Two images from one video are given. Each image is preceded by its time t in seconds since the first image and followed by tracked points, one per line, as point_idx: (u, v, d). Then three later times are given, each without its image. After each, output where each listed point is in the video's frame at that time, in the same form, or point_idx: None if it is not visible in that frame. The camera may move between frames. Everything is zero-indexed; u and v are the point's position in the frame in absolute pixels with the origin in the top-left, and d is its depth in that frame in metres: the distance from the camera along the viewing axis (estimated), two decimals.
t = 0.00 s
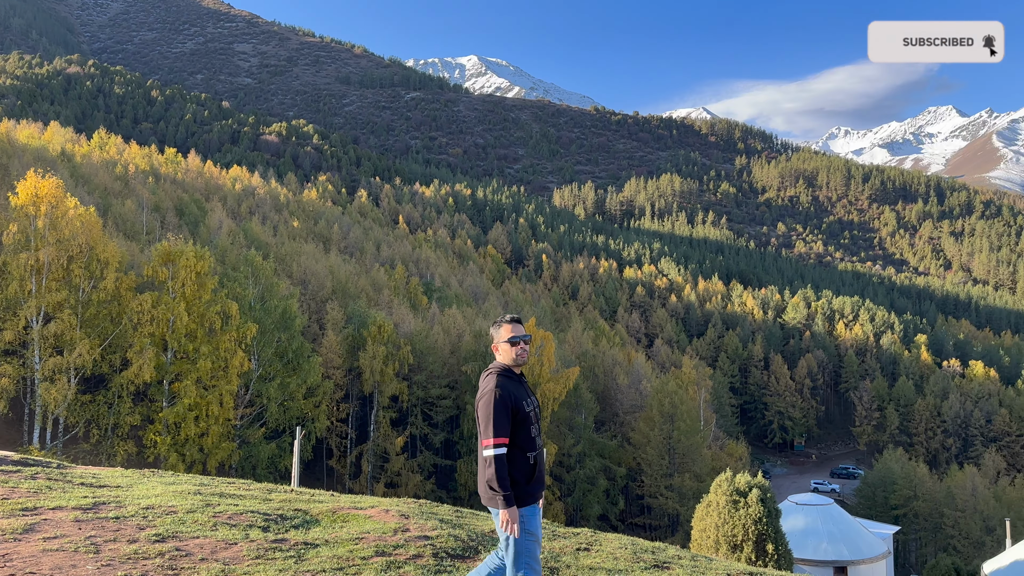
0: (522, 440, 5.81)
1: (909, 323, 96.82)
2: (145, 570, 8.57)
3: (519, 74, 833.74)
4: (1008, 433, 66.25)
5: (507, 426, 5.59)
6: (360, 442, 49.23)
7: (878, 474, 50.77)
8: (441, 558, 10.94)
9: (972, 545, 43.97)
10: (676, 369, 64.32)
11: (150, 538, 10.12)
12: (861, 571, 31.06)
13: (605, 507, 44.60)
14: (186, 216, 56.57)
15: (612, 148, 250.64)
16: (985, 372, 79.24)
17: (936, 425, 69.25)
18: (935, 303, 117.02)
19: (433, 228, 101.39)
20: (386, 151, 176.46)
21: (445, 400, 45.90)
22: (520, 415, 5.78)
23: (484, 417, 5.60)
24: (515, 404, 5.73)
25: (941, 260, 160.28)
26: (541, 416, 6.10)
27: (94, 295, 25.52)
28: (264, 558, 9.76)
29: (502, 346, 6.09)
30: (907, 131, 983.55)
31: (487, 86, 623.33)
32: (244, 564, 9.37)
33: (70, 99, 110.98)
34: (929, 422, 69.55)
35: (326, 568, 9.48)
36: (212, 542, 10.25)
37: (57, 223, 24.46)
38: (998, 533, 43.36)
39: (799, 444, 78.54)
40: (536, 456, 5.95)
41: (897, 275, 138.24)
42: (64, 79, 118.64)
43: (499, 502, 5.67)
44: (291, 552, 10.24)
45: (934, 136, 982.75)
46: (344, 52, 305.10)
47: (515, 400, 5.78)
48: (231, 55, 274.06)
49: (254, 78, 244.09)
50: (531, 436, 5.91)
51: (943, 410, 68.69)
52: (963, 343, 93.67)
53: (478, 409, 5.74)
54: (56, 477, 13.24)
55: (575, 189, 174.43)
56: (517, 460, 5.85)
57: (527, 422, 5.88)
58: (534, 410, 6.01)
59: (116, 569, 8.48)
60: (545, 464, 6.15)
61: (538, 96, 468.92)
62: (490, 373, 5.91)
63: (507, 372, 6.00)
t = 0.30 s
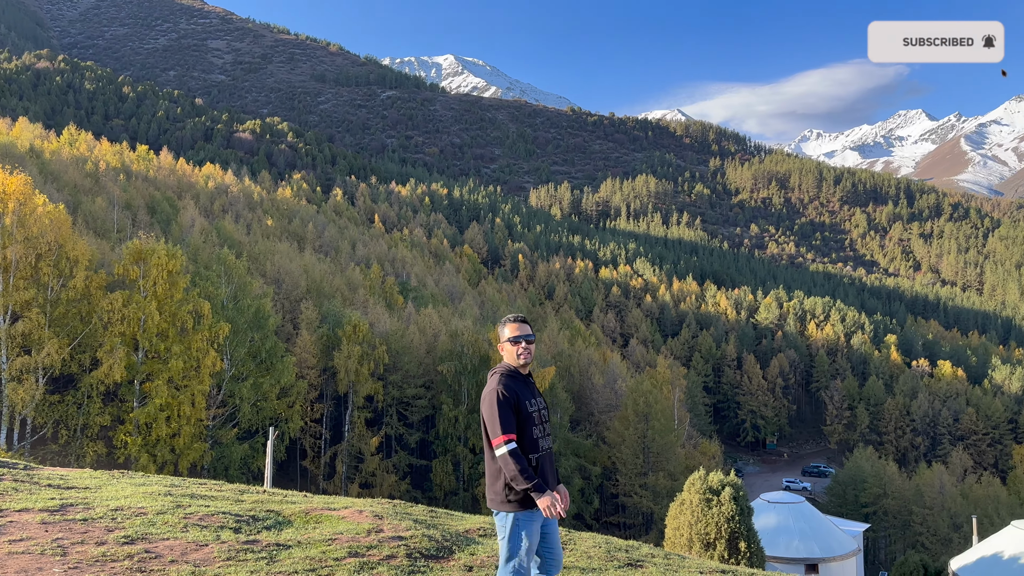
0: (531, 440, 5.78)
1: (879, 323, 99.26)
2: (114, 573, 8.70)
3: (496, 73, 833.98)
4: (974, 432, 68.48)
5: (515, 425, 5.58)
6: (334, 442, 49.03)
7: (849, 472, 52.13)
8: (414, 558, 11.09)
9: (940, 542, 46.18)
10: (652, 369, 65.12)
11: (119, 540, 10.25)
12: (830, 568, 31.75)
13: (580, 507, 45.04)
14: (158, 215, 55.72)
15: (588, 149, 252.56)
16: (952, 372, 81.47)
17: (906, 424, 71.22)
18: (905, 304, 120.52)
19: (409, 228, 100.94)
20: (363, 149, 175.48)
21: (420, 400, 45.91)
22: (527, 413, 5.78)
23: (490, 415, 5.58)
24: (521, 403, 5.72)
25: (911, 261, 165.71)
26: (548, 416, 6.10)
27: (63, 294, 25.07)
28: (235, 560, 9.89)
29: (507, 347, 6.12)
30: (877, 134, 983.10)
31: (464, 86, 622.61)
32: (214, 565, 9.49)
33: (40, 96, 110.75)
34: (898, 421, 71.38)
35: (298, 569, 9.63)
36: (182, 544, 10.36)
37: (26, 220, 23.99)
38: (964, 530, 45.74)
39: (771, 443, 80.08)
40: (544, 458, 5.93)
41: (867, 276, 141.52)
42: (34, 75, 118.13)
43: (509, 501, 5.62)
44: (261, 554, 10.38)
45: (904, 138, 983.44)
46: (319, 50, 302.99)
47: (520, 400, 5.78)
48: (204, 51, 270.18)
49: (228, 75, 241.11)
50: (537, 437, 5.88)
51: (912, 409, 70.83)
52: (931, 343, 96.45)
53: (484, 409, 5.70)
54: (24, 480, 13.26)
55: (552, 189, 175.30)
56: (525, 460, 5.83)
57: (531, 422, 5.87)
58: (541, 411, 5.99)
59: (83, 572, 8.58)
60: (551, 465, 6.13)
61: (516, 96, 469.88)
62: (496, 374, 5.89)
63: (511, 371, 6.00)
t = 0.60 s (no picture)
0: (536, 448, 5.90)
1: (854, 323, 101.32)
2: None
3: (475, 72, 833.42)
4: (947, 430, 70.93)
5: (518, 430, 5.76)
6: (311, 444, 48.80)
7: (824, 470, 53.34)
8: (390, 560, 11.21)
9: (912, 539, 47.24)
10: (630, 368, 65.84)
11: (90, 543, 10.25)
12: (806, 566, 32.40)
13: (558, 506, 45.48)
14: (131, 214, 54.84)
15: (567, 148, 253.82)
16: (925, 371, 83.49)
17: (880, 422, 73.22)
18: (879, 303, 123.24)
19: (387, 227, 100.40)
20: (339, 147, 174.35)
21: (398, 401, 45.90)
22: (536, 420, 5.92)
23: (497, 418, 5.78)
24: (529, 410, 5.86)
25: (884, 261, 169.18)
26: (560, 424, 6.22)
27: (34, 294, 24.64)
28: (209, 563, 9.95)
29: (525, 351, 6.30)
30: (852, 136, 983.07)
31: (442, 85, 620.86)
32: (187, 568, 9.55)
33: (9, 93, 110.01)
34: (872, 420, 73.49)
35: (274, 572, 9.72)
36: (155, 547, 10.39)
37: None
38: (936, 527, 47.12)
39: (746, 441, 81.47)
40: (550, 467, 6.05)
41: (841, 276, 144.32)
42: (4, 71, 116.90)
43: (508, 507, 5.77)
44: (236, 556, 10.46)
45: (878, 140, 982.70)
46: (295, 48, 300.54)
47: (532, 405, 5.92)
48: (179, 49, 266.58)
49: (202, 73, 238.31)
50: (546, 445, 6.00)
51: (886, 408, 72.81)
52: (904, 343, 98.73)
53: (495, 411, 5.91)
54: None
55: (531, 189, 175.81)
56: (529, 468, 5.96)
57: (542, 428, 5.99)
58: (552, 418, 6.11)
59: None
60: (562, 474, 6.22)
61: (495, 96, 470.02)
62: (512, 377, 6.10)
63: (528, 377, 6.18)
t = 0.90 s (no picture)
0: (568, 447, 6.16)
1: (833, 323, 102.98)
2: None
3: (456, 73, 832.74)
4: (925, 429, 72.64)
5: (549, 429, 6.02)
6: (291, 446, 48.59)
7: (804, 470, 54.28)
8: (371, 563, 11.33)
9: (891, 537, 48.28)
10: (612, 368, 66.38)
11: (68, 549, 10.22)
12: (786, 564, 33.06)
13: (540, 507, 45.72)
14: (109, 214, 54.08)
15: (549, 149, 254.74)
16: (903, 370, 85.07)
17: (858, 421, 74.64)
18: (857, 303, 125.50)
19: (368, 228, 99.99)
20: (320, 148, 173.32)
21: (380, 402, 45.85)
22: (569, 420, 6.18)
23: (529, 419, 6.08)
24: (562, 410, 6.12)
25: (862, 262, 172.24)
26: (592, 425, 6.45)
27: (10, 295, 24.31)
28: (188, 568, 9.99)
29: (559, 352, 6.55)
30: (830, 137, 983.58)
31: (424, 85, 619.58)
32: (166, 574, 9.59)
33: None
34: (851, 419, 74.81)
35: None
36: (134, 553, 10.40)
37: None
38: (915, 524, 48.31)
39: (728, 440, 82.52)
40: (583, 466, 6.28)
41: (820, 276, 146.72)
42: None
43: (539, 504, 6.04)
44: (216, 561, 10.52)
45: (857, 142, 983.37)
46: (276, 48, 298.42)
47: (564, 405, 6.17)
48: (158, 48, 263.39)
49: (181, 72, 235.67)
50: (577, 445, 6.25)
51: (864, 407, 74.31)
52: (882, 342, 100.61)
53: (528, 409, 6.21)
54: None
55: (514, 190, 176.26)
56: (561, 466, 6.21)
57: (575, 428, 6.25)
58: (585, 418, 6.36)
59: None
60: (594, 473, 6.45)
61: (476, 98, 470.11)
62: (545, 378, 6.38)
63: (563, 377, 6.43)
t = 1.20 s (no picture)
0: (588, 445, 6.26)
1: (815, 323, 104.44)
2: None
3: (440, 74, 831.99)
4: (906, 428, 74.08)
5: (570, 428, 6.08)
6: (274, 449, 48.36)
7: (786, 470, 55.25)
8: (356, 564, 11.48)
9: (873, 536, 49.25)
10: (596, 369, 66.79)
11: (50, 551, 10.26)
12: (769, 564, 33.81)
13: (524, 508, 45.95)
14: (89, 215, 53.45)
15: (533, 151, 255.49)
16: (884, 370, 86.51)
17: (840, 421, 75.93)
18: (838, 304, 127.63)
19: (352, 229, 99.59)
20: (303, 148, 172.51)
21: (364, 404, 45.78)
22: (589, 418, 6.27)
23: (548, 417, 6.12)
24: (580, 407, 6.19)
25: (844, 263, 174.82)
26: (610, 421, 6.55)
27: None
28: (172, 570, 10.08)
29: (575, 350, 6.60)
30: (812, 140, 983.04)
31: (408, 86, 618.39)
32: None
33: None
34: (833, 419, 76.07)
35: None
36: (118, 555, 10.46)
37: None
38: (896, 523, 49.34)
39: (711, 440, 83.43)
40: (602, 463, 6.40)
41: (802, 277, 148.64)
42: None
43: (564, 503, 6.12)
44: (200, 563, 10.61)
45: (838, 144, 983.33)
46: (259, 48, 296.60)
47: (581, 403, 6.25)
48: (139, 48, 260.71)
49: (162, 72, 233.49)
50: (597, 442, 6.36)
51: (846, 407, 75.59)
52: (864, 343, 102.19)
53: (545, 409, 6.25)
54: None
55: (499, 191, 176.64)
56: (582, 464, 6.31)
57: (594, 427, 6.34)
58: (602, 415, 6.45)
59: None
60: (615, 468, 6.57)
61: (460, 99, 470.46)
62: (560, 377, 6.42)
63: (578, 377, 6.48)
